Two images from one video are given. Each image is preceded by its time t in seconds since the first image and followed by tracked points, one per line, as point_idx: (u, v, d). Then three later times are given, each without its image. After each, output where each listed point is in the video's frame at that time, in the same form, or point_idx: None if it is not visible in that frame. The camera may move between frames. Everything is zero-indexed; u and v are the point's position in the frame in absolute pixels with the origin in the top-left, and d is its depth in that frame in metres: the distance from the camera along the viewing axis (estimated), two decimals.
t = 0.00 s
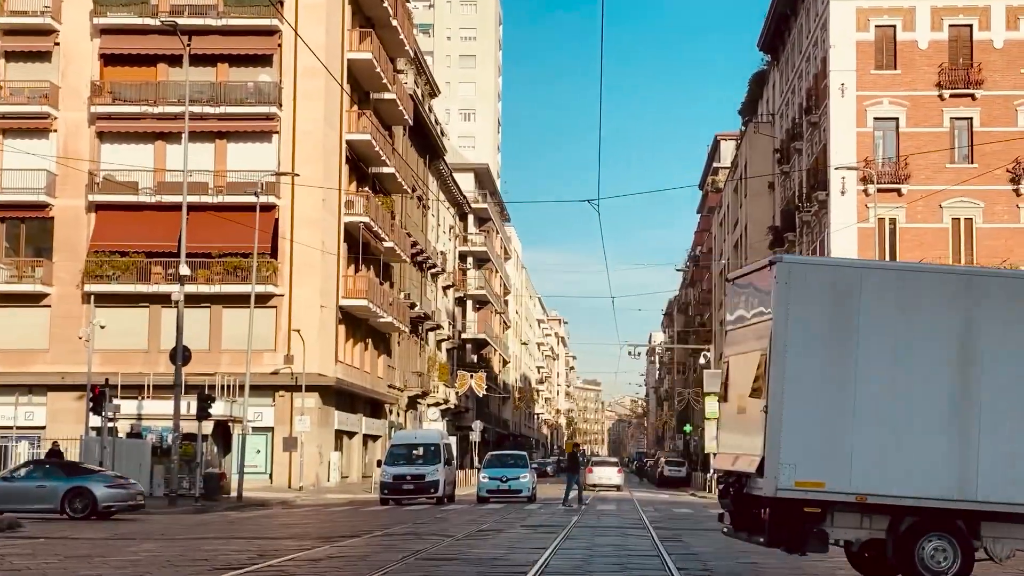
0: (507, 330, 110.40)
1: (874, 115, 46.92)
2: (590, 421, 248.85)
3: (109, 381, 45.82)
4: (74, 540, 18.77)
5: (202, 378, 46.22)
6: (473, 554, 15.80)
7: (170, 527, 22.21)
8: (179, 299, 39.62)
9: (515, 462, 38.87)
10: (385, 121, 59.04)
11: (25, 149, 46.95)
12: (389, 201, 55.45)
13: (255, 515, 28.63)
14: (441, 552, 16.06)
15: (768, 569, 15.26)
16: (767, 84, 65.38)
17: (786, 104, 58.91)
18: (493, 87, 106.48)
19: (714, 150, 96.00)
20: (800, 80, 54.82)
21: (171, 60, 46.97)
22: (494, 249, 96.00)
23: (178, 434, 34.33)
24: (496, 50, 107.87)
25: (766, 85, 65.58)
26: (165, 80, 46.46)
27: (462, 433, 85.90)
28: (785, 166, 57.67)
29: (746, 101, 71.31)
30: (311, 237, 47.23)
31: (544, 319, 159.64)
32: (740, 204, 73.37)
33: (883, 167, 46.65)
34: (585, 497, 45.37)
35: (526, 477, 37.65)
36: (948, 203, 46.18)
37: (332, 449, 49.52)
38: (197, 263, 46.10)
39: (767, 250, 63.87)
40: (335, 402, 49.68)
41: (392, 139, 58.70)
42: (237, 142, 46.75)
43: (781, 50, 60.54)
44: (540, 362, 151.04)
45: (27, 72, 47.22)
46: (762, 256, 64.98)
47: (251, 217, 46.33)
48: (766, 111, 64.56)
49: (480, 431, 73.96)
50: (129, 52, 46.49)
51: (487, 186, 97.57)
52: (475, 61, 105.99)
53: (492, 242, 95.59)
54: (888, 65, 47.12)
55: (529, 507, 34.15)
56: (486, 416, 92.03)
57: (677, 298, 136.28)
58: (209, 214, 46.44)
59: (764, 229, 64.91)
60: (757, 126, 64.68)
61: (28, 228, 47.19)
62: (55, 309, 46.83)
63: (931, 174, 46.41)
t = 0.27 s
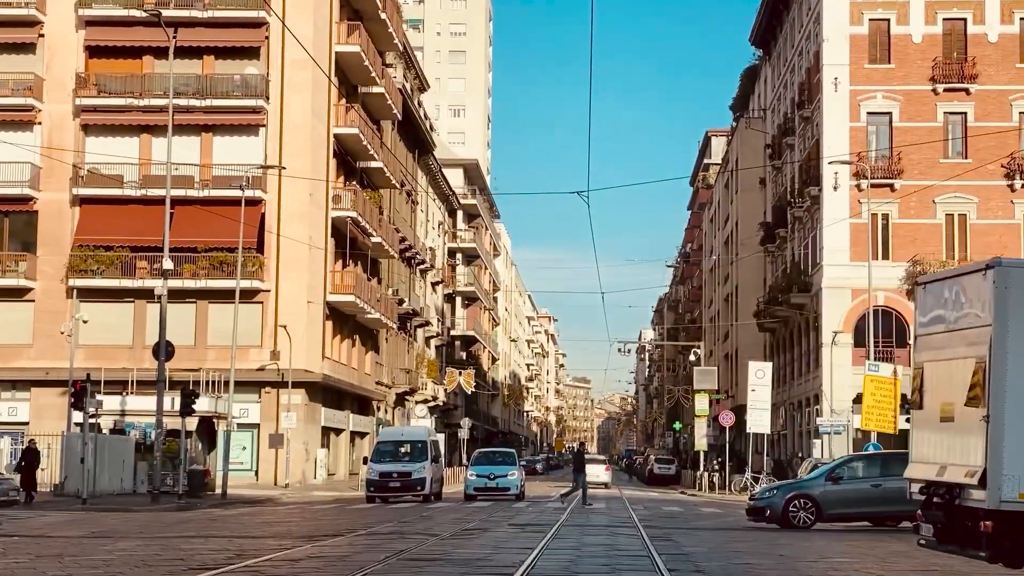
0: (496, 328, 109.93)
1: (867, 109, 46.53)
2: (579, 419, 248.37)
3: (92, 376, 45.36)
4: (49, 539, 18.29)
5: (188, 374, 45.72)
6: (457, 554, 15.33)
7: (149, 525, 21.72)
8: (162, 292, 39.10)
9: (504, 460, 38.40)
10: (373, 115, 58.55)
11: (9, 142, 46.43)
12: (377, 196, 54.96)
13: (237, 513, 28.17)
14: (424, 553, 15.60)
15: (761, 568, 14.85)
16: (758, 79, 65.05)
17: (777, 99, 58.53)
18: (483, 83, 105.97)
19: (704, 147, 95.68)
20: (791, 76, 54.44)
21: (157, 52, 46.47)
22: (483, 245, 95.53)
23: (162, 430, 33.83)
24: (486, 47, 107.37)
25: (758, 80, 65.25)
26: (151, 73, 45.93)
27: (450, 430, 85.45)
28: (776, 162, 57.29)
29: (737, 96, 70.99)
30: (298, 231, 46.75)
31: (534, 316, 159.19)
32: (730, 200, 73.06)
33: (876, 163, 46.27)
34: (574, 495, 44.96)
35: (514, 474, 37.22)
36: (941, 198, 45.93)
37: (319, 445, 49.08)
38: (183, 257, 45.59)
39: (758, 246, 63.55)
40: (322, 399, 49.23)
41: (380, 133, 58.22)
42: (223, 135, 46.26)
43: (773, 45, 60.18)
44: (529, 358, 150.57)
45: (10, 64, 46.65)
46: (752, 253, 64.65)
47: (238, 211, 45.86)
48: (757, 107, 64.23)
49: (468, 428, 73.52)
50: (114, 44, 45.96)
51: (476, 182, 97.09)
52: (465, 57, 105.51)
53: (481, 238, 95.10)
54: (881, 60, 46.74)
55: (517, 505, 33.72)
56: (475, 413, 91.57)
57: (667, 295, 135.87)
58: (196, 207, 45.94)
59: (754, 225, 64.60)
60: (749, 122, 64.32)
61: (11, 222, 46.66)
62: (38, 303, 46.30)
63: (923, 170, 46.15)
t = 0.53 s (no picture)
0: (487, 326, 109.58)
1: (862, 107, 46.19)
2: (570, 418, 248.13)
3: (79, 373, 44.97)
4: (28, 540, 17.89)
5: (176, 372, 45.29)
6: (445, 557, 14.99)
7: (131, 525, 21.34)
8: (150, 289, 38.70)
9: (494, 459, 38.06)
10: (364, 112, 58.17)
11: None
12: (368, 193, 54.58)
13: (223, 513, 27.78)
14: (411, 554, 15.24)
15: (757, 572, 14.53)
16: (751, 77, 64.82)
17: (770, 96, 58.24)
18: (475, 81, 105.56)
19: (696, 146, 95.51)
20: (784, 73, 54.13)
21: (146, 47, 46.03)
22: (474, 243, 95.15)
23: (150, 429, 33.43)
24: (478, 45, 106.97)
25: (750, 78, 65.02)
26: (140, 68, 45.49)
27: (441, 429, 85.07)
28: (769, 160, 56.99)
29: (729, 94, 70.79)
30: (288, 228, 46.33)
31: (524, 314, 158.88)
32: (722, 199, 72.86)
33: (870, 161, 45.96)
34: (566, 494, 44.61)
35: (505, 474, 36.91)
36: (935, 197, 45.62)
37: (308, 444, 48.73)
38: (171, 254, 45.15)
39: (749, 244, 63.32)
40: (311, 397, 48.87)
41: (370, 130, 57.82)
42: (212, 132, 45.82)
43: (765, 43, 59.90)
44: (519, 356, 150.24)
45: None
46: (744, 251, 64.42)
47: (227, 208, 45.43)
48: (750, 105, 63.99)
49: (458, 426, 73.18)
50: (103, 39, 45.51)
51: (468, 180, 96.71)
52: (456, 55, 105.10)
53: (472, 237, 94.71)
54: (876, 57, 46.43)
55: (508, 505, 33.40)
56: (465, 411, 91.23)
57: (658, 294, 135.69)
58: (184, 204, 45.49)
59: (747, 223, 64.38)
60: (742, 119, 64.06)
61: None
62: (25, 300, 45.84)
63: (917, 168, 45.86)
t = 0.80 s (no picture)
0: (480, 325, 109.26)
1: (856, 105, 45.97)
2: (562, 417, 247.80)
3: (67, 370, 44.65)
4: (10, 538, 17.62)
5: (165, 369, 44.98)
6: (434, 557, 14.73)
7: (116, 524, 21.06)
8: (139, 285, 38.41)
9: (487, 458, 37.74)
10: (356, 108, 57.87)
11: None
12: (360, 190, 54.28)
13: (211, 511, 27.50)
14: (399, 555, 14.95)
15: (752, 573, 14.25)
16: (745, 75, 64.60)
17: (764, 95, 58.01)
18: (468, 79, 105.26)
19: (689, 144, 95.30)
20: (779, 71, 53.88)
21: (135, 42, 45.71)
22: (467, 241, 94.87)
23: (139, 426, 33.13)
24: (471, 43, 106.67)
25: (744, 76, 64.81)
26: (130, 63, 45.18)
27: (433, 428, 84.79)
28: (763, 158, 56.76)
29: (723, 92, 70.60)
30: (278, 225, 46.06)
31: (517, 314, 158.46)
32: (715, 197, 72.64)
33: (864, 160, 45.73)
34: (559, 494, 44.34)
35: (498, 473, 36.65)
36: (930, 195, 45.41)
37: (299, 442, 48.45)
38: (160, 251, 44.85)
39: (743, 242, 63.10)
40: (302, 395, 48.58)
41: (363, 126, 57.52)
42: (203, 127, 45.50)
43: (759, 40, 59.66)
44: (512, 356, 149.95)
45: None
46: (738, 249, 64.20)
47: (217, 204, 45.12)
48: (744, 103, 63.79)
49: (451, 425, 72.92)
50: (93, 34, 45.21)
51: (461, 178, 96.43)
52: (449, 53, 104.81)
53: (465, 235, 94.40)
54: (870, 55, 46.22)
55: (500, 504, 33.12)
56: (458, 410, 90.92)
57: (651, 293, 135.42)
58: (174, 201, 45.17)
59: (740, 221, 64.16)
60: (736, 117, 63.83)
61: None
62: (13, 296, 45.54)
63: (912, 166, 45.66)
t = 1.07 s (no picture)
0: (472, 326, 108.94)
1: (851, 106, 45.78)
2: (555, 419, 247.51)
3: (57, 370, 44.32)
4: None
5: (156, 369, 44.68)
6: (426, 560, 14.52)
7: (103, 526, 20.78)
8: (130, 284, 38.14)
9: (479, 459, 37.54)
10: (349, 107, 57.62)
11: None
12: (352, 190, 54.02)
13: (201, 513, 27.19)
14: (390, 559, 14.68)
15: None
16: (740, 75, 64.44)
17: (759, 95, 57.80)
18: (462, 80, 104.99)
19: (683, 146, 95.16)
20: (774, 72, 53.68)
21: (128, 40, 45.41)
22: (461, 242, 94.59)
23: (130, 427, 32.84)
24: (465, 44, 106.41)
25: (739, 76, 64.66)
26: (122, 61, 44.89)
27: (426, 429, 84.51)
28: (758, 159, 56.57)
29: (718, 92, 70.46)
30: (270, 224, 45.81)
31: (510, 316, 158.09)
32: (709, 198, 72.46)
33: (860, 161, 45.53)
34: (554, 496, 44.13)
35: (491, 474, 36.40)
36: (925, 196, 45.24)
37: (290, 443, 48.17)
38: (152, 250, 44.55)
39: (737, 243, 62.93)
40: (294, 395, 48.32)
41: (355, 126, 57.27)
42: (196, 126, 45.21)
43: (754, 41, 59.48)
44: (505, 357, 149.61)
45: None
46: (732, 250, 64.03)
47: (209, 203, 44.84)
48: (739, 103, 63.63)
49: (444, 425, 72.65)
50: (85, 32, 44.91)
51: (454, 178, 96.16)
52: (443, 54, 104.53)
53: (458, 236, 94.13)
54: (866, 55, 46.04)
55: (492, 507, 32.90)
56: (450, 411, 90.66)
57: (644, 295, 135.23)
58: (166, 200, 44.87)
59: (734, 222, 63.99)
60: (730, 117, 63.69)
61: None
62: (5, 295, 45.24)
63: (907, 167, 45.47)
